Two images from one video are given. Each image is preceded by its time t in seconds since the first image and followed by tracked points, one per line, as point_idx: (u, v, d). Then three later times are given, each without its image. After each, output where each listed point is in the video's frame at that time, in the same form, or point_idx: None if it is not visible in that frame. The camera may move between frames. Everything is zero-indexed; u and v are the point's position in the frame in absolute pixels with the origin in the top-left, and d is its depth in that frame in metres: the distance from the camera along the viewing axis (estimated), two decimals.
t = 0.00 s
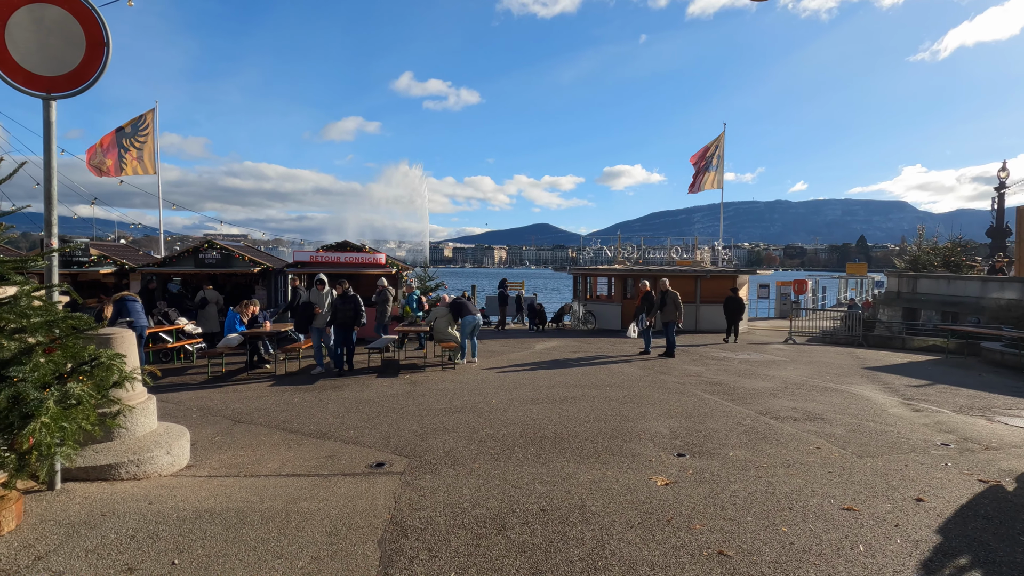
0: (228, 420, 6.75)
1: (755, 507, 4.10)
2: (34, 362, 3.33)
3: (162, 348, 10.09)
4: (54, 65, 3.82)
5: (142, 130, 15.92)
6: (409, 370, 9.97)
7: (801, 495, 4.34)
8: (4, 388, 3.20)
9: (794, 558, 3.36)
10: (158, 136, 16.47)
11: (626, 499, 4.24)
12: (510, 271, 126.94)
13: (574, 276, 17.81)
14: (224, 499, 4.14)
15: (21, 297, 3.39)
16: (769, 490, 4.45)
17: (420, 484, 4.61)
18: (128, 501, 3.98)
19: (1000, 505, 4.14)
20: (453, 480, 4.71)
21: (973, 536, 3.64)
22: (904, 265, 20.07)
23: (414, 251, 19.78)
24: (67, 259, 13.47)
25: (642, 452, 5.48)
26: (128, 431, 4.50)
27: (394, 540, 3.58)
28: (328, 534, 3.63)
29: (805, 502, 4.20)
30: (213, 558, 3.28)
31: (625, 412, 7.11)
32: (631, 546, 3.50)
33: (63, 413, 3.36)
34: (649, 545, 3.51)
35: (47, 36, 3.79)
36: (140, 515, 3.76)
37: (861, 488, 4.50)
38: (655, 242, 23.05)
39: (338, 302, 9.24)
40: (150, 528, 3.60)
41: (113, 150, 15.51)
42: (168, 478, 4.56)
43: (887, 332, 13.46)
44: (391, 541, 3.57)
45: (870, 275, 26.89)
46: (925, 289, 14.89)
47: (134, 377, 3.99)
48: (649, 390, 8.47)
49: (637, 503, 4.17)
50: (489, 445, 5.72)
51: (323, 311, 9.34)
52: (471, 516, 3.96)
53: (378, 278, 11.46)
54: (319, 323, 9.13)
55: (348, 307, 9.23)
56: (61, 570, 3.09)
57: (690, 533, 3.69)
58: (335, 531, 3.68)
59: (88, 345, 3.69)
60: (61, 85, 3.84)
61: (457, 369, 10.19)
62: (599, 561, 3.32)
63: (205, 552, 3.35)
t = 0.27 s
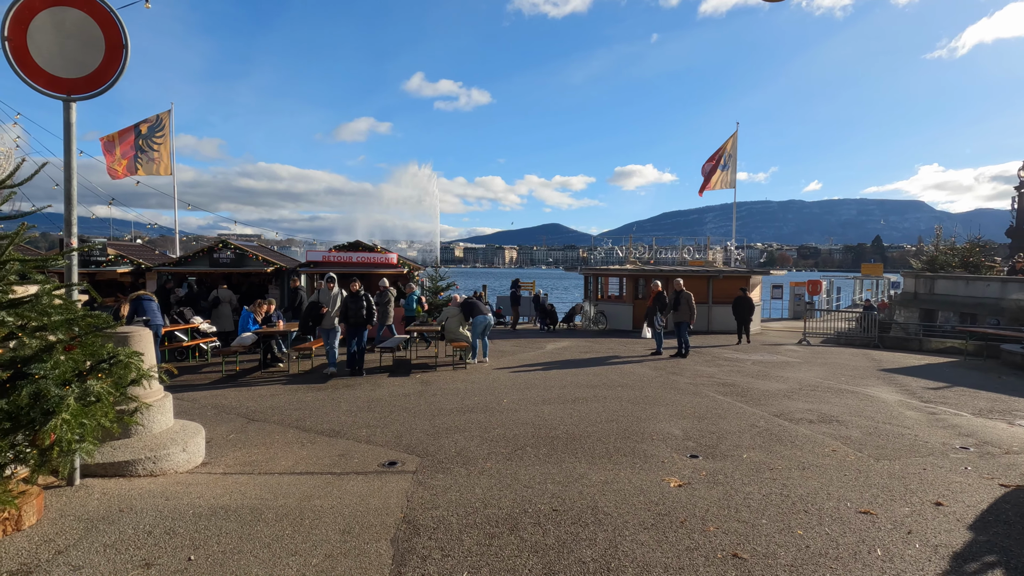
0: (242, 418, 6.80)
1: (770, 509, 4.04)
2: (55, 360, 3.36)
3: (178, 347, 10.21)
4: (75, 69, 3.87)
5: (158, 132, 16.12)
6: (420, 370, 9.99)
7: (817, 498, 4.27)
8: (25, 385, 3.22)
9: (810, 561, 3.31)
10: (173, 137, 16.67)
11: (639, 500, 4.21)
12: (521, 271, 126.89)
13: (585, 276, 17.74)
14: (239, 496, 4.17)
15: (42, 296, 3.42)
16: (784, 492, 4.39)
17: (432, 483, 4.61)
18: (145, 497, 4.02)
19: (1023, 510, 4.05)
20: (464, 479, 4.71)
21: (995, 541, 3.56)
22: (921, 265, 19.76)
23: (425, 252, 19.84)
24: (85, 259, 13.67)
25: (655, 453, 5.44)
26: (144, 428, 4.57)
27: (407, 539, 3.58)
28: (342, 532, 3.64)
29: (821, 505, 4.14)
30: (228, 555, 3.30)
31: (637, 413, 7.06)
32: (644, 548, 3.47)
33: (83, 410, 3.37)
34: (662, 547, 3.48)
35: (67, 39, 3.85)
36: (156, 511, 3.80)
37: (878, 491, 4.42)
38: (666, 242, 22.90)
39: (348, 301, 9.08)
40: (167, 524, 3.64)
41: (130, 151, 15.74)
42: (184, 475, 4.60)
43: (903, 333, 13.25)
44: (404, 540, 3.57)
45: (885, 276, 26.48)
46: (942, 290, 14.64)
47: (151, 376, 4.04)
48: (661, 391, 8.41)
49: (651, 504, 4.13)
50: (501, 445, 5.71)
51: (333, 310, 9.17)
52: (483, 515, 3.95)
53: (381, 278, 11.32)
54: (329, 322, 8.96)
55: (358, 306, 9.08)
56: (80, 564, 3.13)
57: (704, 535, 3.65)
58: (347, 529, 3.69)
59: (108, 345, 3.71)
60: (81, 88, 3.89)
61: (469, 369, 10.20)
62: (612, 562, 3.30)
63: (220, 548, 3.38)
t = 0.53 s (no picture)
0: (257, 416, 6.87)
1: (786, 512, 4.00)
2: (76, 358, 3.40)
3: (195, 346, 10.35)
4: (94, 71, 3.93)
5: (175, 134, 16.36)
6: (433, 369, 10.02)
7: (834, 501, 4.21)
8: (48, 382, 3.25)
9: (827, 565, 3.26)
10: (190, 139, 16.89)
11: (652, 502, 4.18)
12: (534, 271, 126.81)
13: (598, 276, 17.68)
14: (254, 493, 4.22)
15: (64, 294, 3.53)
16: (800, 495, 4.34)
17: (444, 483, 4.62)
18: (162, 493, 4.07)
19: None
20: (477, 479, 4.71)
21: (1018, 547, 3.49)
22: (940, 265, 19.42)
23: (437, 252, 19.91)
24: (104, 259, 13.90)
25: (668, 454, 5.40)
26: (161, 426, 4.65)
27: (419, 538, 3.59)
28: (355, 531, 3.65)
29: (838, 508, 4.08)
30: (243, 552, 3.33)
31: (650, 414, 7.02)
32: (659, 550, 3.44)
33: (104, 408, 3.41)
34: (677, 549, 3.45)
35: (87, 42, 3.92)
36: (174, 507, 3.85)
37: (897, 495, 4.35)
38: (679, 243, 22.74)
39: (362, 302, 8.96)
40: (184, 520, 3.68)
41: (148, 153, 15.99)
42: (201, 472, 4.67)
43: (922, 335, 13.02)
44: (416, 539, 3.58)
45: (903, 277, 26.06)
46: (962, 291, 14.38)
47: (168, 374, 4.10)
48: (674, 392, 8.35)
49: (664, 506, 4.10)
50: (513, 445, 5.71)
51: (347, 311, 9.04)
52: (496, 515, 3.95)
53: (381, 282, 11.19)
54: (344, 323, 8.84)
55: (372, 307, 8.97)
56: (100, 559, 3.17)
57: (719, 537, 3.61)
58: (360, 527, 3.71)
59: (126, 343, 3.77)
60: (101, 90, 3.95)
61: (481, 369, 10.21)
62: (626, 564, 3.28)
63: (236, 544, 3.41)
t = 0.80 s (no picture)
0: (287, 414, 7.05)
1: (816, 519, 3.94)
2: (117, 355, 3.57)
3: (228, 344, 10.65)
4: (135, 79, 4.10)
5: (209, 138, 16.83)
6: (458, 369, 10.11)
7: (867, 509, 4.13)
8: (91, 378, 3.43)
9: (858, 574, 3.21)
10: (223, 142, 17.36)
11: (679, 506, 4.16)
12: (559, 271, 126.50)
13: (623, 277, 17.57)
14: (286, 490, 4.33)
15: (106, 294, 3.67)
16: (832, 502, 4.26)
17: (470, 482, 4.68)
18: (197, 488, 4.22)
19: None
20: (502, 479, 4.75)
21: None
22: (981, 266, 18.74)
23: (462, 253, 20.05)
24: (142, 259, 14.38)
25: (695, 457, 5.36)
26: (197, 422, 4.79)
27: (446, 536, 3.65)
28: (383, 528, 3.73)
29: (871, 516, 4.00)
30: (275, 546, 3.43)
31: (677, 416, 6.97)
32: (685, 554, 3.43)
33: (143, 403, 3.62)
34: (705, 553, 3.43)
35: (128, 51, 4.10)
36: (208, 501, 3.99)
37: (934, 504, 4.24)
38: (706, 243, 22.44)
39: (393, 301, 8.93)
40: (218, 514, 3.81)
41: (184, 157, 16.49)
42: (233, 467, 4.83)
43: (962, 338, 12.60)
44: (443, 537, 3.64)
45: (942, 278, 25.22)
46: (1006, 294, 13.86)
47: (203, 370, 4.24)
48: (701, 395, 8.26)
49: (691, 510, 4.08)
50: (538, 445, 5.74)
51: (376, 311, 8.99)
52: (521, 516, 3.99)
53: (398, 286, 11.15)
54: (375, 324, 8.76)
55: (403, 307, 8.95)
56: (139, 549, 3.32)
57: (747, 543, 3.58)
58: (387, 524, 3.79)
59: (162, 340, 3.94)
60: (140, 97, 4.09)
61: (506, 369, 10.26)
62: (652, 567, 3.28)
63: (269, 539, 3.52)
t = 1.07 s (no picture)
0: (301, 413, 7.13)
1: (832, 522, 3.91)
2: (136, 353, 3.62)
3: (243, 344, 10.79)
4: (153, 82, 4.20)
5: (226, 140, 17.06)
6: (471, 369, 10.14)
7: (884, 513, 4.09)
8: (111, 376, 3.50)
9: None
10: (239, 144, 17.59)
11: (692, 507, 4.15)
12: (572, 272, 126.26)
13: (636, 277, 17.50)
14: (300, 488, 4.39)
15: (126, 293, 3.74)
16: (848, 505, 4.23)
17: (483, 482, 4.71)
18: (213, 484, 4.30)
19: None
20: (515, 479, 4.78)
21: None
22: (1003, 267, 18.39)
23: (475, 253, 20.11)
24: (160, 259, 14.62)
25: (708, 459, 5.34)
26: (213, 419, 4.89)
27: (458, 535, 3.69)
28: (396, 527, 3.77)
29: (888, 521, 3.96)
30: (290, 543, 3.49)
31: (690, 418, 6.94)
32: (698, 556, 3.43)
33: (161, 402, 3.70)
34: (719, 556, 3.42)
35: (146, 54, 4.18)
36: (225, 498, 4.06)
37: (953, 509, 4.18)
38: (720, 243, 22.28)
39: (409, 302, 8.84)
40: (233, 511, 3.88)
41: (201, 158, 16.74)
42: (248, 464, 4.91)
43: (983, 341, 12.38)
44: (455, 536, 3.67)
45: (961, 278, 24.80)
46: None
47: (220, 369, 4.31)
48: (715, 396, 8.22)
49: (704, 512, 4.07)
50: (551, 446, 5.75)
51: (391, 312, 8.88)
52: (533, 516, 4.01)
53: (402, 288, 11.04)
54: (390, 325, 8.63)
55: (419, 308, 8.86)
56: (157, 544, 3.39)
57: (761, 546, 3.56)
58: (400, 523, 3.83)
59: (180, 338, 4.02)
60: (159, 100, 4.20)
61: (518, 369, 10.28)
62: (665, 569, 3.28)
63: (284, 536, 3.58)
